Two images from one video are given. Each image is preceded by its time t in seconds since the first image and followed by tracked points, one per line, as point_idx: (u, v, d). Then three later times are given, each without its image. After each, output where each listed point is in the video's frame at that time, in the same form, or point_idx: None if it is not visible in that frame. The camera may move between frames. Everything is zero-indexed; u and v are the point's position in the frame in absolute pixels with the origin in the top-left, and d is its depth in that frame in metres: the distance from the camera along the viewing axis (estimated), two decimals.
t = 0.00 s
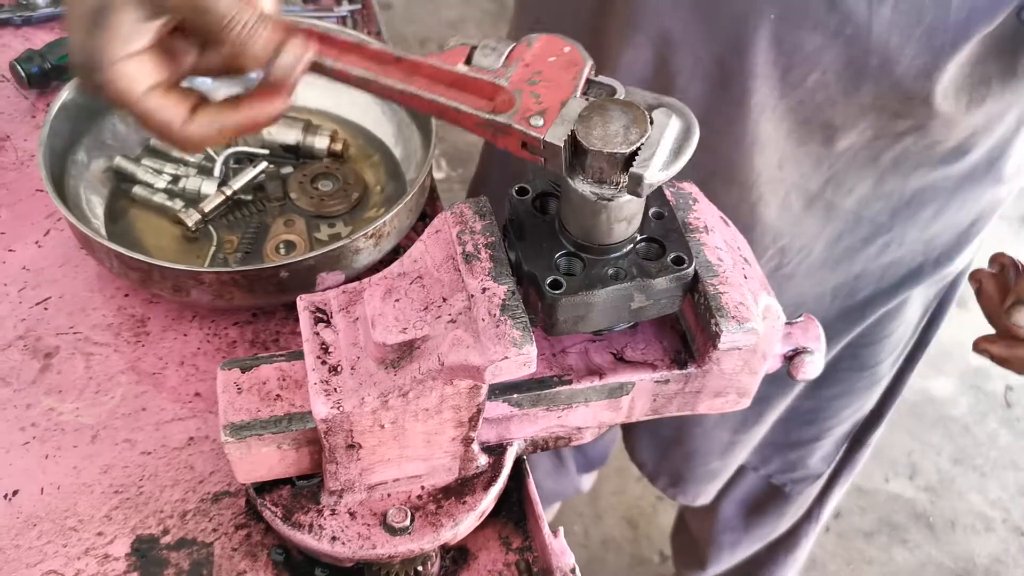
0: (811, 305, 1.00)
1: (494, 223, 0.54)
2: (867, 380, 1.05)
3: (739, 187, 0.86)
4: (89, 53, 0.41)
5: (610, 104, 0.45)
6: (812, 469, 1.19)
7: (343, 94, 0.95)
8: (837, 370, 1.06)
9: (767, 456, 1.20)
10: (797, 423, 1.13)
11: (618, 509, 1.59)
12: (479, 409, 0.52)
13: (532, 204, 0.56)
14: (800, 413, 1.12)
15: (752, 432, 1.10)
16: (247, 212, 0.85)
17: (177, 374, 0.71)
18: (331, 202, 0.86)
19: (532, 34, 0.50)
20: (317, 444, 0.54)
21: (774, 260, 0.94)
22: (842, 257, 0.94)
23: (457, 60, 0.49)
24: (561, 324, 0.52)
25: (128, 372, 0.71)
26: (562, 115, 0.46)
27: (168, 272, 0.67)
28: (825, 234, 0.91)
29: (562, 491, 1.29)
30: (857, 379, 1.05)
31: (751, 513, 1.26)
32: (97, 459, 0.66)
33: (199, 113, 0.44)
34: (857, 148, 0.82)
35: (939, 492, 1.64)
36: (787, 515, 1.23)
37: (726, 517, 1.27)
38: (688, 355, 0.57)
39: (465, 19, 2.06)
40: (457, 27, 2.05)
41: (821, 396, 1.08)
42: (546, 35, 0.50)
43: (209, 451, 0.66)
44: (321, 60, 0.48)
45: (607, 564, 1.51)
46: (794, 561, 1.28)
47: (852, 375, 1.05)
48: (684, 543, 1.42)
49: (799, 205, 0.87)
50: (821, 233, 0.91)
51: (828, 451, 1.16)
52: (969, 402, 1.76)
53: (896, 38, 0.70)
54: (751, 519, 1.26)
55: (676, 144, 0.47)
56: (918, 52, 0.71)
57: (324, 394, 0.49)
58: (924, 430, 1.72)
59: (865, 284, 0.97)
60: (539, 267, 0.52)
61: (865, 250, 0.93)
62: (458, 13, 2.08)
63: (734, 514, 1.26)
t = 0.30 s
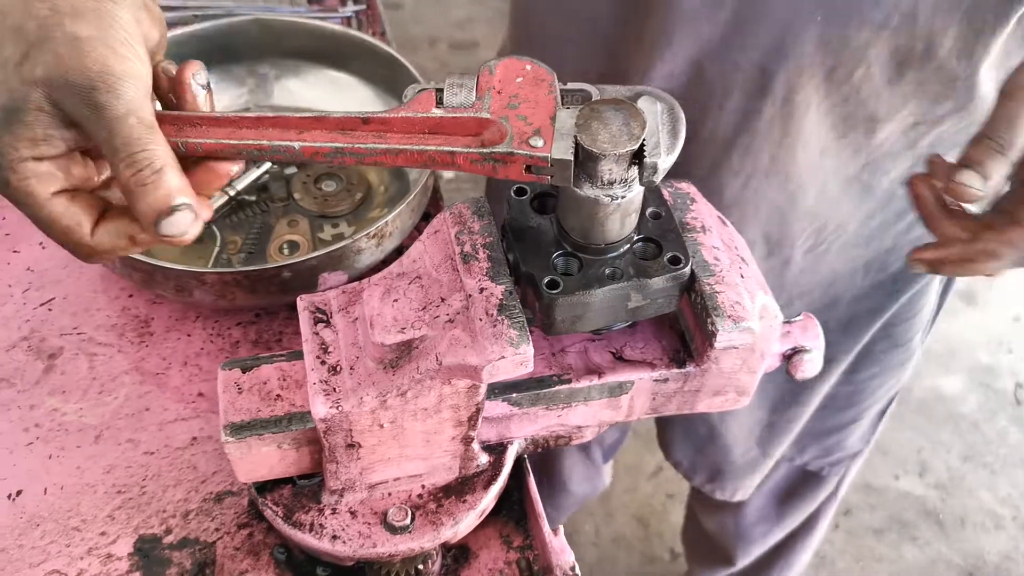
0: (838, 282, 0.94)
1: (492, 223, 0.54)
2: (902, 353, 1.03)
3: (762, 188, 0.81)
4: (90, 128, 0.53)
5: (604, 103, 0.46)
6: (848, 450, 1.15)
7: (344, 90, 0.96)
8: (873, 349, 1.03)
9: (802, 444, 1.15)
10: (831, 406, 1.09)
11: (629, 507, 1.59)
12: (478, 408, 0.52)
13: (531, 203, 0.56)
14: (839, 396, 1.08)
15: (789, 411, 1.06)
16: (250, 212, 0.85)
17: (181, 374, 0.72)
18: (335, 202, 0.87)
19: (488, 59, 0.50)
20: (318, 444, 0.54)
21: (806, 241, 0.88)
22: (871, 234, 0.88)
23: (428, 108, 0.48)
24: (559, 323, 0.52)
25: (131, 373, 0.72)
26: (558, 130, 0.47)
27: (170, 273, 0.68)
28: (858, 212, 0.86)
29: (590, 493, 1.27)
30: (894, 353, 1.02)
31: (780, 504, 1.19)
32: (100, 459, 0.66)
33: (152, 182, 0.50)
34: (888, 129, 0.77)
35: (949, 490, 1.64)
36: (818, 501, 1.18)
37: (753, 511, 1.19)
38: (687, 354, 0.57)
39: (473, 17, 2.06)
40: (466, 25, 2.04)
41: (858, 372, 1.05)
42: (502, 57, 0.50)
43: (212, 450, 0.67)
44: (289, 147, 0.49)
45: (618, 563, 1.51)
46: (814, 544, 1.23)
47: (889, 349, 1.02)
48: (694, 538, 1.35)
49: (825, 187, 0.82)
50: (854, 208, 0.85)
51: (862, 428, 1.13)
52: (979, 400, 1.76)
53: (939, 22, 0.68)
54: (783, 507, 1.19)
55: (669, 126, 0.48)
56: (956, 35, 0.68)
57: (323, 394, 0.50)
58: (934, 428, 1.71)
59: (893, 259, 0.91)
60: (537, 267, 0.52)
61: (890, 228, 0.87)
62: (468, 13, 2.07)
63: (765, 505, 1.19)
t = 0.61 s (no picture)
0: (826, 282, 0.92)
1: (491, 226, 0.54)
2: (896, 355, 0.97)
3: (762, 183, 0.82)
4: (120, 62, 0.60)
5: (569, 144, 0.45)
6: (846, 451, 1.11)
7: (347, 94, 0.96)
8: (864, 351, 0.98)
9: (794, 443, 1.12)
10: (822, 409, 1.06)
11: (639, 508, 1.58)
12: (479, 410, 0.52)
13: (531, 206, 0.56)
14: (829, 400, 1.05)
15: (769, 412, 1.03)
16: (253, 216, 0.85)
17: (184, 378, 0.72)
18: (338, 205, 0.87)
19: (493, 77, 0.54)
20: (318, 447, 0.54)
21: (794, 245, 0.86)
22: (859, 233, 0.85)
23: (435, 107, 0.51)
24: (559, 325, 0.52)
25: (134, 377, 0.72)
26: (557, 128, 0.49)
27: (172, 276, 0.68)
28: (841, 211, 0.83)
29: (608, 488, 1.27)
30: (888, 357, 0.97)
31: (782, 502, 1.18)
32: (102, 463, 0.66)
33: (164, 114, 0.55)
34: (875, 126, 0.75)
35: (960, 490, 1.62)
36: (818, 502, 1.15)
37: (756, 510, 1.18)
38: (687, 355, 0.57)
39: (484, 19, 2.06)
40: (476, 27, 2.04)
41: (848, 376, 1.01)
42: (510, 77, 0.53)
43: (215, 454, 0.67)
44: (297, 97, 0.53)
45: (629, 564, 1.51)
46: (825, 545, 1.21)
47: (881, 353, 0.97)
48: (704, 539, 1.37)
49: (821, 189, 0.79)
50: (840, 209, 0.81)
51: (859, 433, 1.08)
52: (990, 399, 1.74)
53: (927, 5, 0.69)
54: (783, 507, 1.18)
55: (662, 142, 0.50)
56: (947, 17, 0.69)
57: (322, 397, 0.50)
58: (944, 428, 1.70)
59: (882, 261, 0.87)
60: (536, 269, 0.52)
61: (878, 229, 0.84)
62: (478, 15, 2.08)
63: (764, 506, 1.18)
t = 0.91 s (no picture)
0: (817, 285, 0.92)
1: (491, 230, 0.54)
2: (890, 371, 0.97)
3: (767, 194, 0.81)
4: None
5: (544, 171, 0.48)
6: (838, 463, 1.11)
7: (350, 99, 0.96)
8: (857, 361, 0.99)
9: (789, 448, 1.13)
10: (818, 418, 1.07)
11: (645, 512, 1.58)
12: (479, 414, 0.52)
13: (531, 211, 0.56)
14: (823, 407, 1.05)
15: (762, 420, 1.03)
16: (256, 221, 0.86)
17: (186, 383, 0.73)
18: (340, 210, 0.87)
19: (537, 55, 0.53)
20: (319, 451, 0.54)
21: (796, 248, 0.86)
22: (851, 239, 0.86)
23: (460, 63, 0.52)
24: (558, 329, 0.52)
25: (137, 382, 0.73)
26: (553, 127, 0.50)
27: (175, 281, 0.68)
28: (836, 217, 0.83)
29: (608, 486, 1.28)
30: (881, 372, 0.97)
31: (780, 509, 1.18)
32: (104, 468, 0.67)
33: None
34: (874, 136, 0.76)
35: (965, 494, 1.62)
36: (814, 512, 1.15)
37: (755, 514, 1.20)
38: (688, 359, 0.57)
39: (490, 25, 2.07)
40: (481, 33, 2.05)
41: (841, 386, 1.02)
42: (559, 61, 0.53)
43: (217, 459, 0.67)
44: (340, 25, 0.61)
45: (634, 569, 1.51)
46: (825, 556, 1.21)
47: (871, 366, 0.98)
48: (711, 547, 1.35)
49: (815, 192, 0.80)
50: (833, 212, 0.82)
51: (854, 444, 1.08)
52: (995, 403, 1.74)
53: None
54: (781, 514, 1.18)
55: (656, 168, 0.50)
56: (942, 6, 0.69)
57: (322, 402, 0.50)
58: (949, 432, 1.70)
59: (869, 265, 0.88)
60: (536, 273, 0.52)
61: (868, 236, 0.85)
62: (484, 21, 2.08)
63: (761, 511, 1.20)
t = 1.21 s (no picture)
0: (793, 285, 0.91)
1: (491, 229, 0.54)
2: (868, 385, 0.96)
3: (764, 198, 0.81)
4: None
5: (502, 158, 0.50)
6: (817, 471, 1.09)
7: (351, 100, 0.96)
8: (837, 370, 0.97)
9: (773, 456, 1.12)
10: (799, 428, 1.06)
11: (647, 512, 1.58)
12: (479, 413, 0.52)
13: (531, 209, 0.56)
14: (801, 417, 1.04)
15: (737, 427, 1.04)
16: (257, 220, 0.86)
17: (186, 383, 0.73)
18: (341, 210, 0.87)
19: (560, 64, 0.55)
20: (319, 451, 0.54)
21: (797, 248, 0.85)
22: (829, 242, 0.85)
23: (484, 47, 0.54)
24: (558, 328, 0.52)
25: (136, 382, 0.72)
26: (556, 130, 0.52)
27: (175, 281, 0.68)
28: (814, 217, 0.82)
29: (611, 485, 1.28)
30: (859, 384, 0.96)
31: (773, 514, 1.18)
32: (104, 468, 0.67)
33: None
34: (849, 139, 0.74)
35: (967, 494, 1.61)
36: (803, 521, 1.15)
37: (751, 516, 1.20)
38: (688, 358, 0.57)
39: (492, 25, 2.07)
40: (483, 34, 2.05)
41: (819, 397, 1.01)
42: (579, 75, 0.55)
43: (216, 459, 0.67)
44: None
45: (636, 569, 1.50)
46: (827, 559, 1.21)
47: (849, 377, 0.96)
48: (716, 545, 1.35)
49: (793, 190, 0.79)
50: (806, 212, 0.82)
51: (835, 454, 1.06)
52: (997, 403, 1.74)
53: None
54: (775, 519, 1.18)
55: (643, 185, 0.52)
56: None
57: (322, 401, 0.50)
58: (951, 432, 1.69)
59: (847, 270, 0.87)
60: (536, 271, 0.52)
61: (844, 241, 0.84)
62: (486, 22, 2.08)
63: (759, 512, 1.20)
